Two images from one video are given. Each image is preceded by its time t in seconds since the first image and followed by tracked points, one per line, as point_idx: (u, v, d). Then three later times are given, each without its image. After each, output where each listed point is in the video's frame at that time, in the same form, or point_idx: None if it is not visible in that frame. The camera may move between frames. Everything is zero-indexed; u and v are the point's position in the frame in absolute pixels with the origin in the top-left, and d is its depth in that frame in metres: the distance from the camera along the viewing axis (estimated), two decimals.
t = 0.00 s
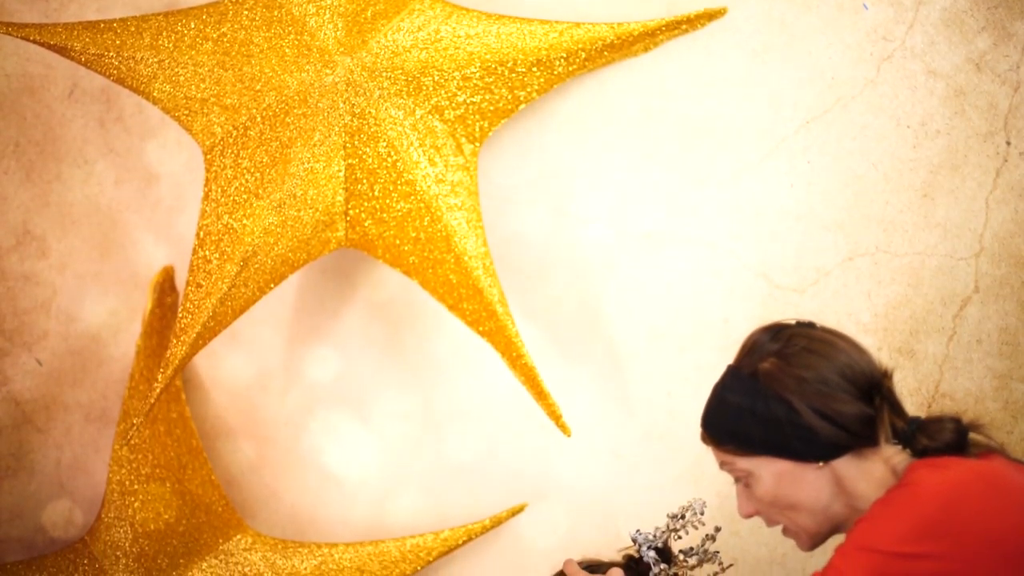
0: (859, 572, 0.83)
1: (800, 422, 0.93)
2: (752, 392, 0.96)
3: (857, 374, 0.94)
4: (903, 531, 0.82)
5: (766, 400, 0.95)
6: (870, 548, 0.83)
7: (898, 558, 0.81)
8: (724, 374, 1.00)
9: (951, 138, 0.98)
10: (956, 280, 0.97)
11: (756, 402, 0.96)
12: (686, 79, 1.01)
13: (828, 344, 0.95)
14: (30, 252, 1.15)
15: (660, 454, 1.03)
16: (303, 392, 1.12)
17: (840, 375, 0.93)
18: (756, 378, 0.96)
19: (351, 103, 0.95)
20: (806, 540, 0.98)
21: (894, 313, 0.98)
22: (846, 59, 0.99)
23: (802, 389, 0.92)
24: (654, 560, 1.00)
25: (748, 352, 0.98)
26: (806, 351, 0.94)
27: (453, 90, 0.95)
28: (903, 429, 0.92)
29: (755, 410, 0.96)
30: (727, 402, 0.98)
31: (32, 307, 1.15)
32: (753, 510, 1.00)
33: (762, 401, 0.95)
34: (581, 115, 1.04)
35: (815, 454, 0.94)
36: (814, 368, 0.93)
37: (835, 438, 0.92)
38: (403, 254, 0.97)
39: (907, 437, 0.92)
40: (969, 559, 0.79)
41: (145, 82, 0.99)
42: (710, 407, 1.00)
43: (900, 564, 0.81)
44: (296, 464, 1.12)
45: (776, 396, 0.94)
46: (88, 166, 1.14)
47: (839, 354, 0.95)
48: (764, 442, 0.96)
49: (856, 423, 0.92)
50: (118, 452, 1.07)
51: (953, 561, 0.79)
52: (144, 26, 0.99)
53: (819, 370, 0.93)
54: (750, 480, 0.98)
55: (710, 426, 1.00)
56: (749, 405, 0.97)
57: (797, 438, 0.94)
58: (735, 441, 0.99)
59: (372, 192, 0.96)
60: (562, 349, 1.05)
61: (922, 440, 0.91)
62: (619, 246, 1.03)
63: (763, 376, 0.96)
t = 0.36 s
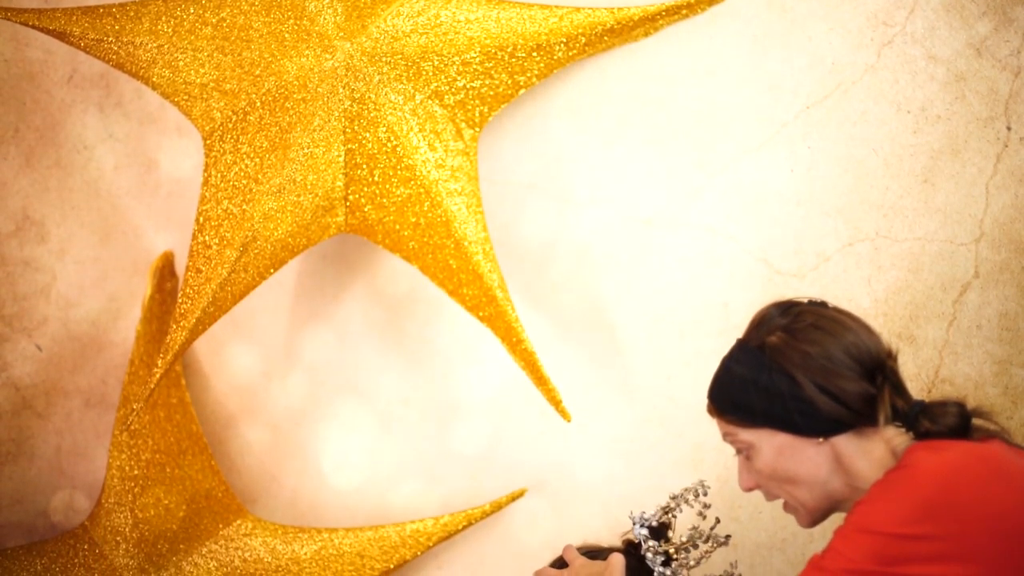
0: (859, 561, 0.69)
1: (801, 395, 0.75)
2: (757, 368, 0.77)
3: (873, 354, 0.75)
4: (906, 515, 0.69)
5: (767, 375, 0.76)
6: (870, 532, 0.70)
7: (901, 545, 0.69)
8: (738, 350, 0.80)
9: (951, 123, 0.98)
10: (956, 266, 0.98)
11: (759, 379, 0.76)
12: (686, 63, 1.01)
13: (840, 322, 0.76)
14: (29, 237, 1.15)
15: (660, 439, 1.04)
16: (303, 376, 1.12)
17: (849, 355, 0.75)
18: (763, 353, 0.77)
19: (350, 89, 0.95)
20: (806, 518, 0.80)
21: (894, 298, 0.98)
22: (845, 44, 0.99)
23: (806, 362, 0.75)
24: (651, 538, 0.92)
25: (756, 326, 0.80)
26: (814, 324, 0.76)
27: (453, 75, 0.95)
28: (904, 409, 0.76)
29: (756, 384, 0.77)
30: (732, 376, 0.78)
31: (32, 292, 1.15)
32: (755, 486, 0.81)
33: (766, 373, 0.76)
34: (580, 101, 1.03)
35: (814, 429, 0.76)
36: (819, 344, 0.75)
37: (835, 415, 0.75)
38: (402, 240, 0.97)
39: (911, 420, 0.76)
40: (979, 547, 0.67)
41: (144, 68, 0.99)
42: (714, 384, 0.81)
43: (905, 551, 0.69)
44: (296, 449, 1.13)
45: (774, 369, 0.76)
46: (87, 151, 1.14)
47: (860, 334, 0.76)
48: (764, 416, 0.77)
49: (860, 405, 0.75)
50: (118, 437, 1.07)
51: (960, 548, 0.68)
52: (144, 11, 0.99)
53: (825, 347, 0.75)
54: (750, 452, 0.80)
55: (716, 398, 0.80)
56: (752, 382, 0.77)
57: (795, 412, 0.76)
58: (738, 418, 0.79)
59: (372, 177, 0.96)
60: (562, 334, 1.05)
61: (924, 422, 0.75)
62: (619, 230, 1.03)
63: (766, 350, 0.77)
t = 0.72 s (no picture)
0: (858, 550, 0.69)
1: (800, 385, 0.75)
2: (757, 358, 0.77)
3: (873, 345, 0.75)
4: (905, 504, 0.69)
5: (767, 364, 0.77)
6: (869, 521, 0.70)
7: (901, 534, 0.69)
8: (737, 339, 0.80)
9: (952, 114, 0.98)
10: (956, 257, 0.98)
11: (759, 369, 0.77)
12: (686, 54, 1.01)
13: (839, 312, 0.76)
14: (29, 228, 1.15)
15: (659, 430, 1.04)
16: (303, 367, 1.12)
17: (848, 345, 0.75)
18: (762, 343, 0.77)
19: (350, 79, 0.95)
20: (803, 509, 0.80)
21: (894, 289, 0.99)
22: (846, 34, 0.99)
23: (805, 352, 0.75)
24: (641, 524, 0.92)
25: (756, 315, 0.80)
26: (815, 314, 0.76)
27: (453, 65, 0.95)
28: (903, 400, 0.76)
29: (755, 373, 0.77)
30: (732, 366, 0.78)
31: (32, 283, 1.15)
32: (755, 476, 0.81)
33: (765, 363, 0.77)
34: (579, 91, 1.03)
35: (813, 419, 0.76)
36: (818, 334, 0.75)
37: (834, 405, 0.75)
38: (403, 230, 0.97)
39: (909, 412, 0.76)
40: (977, 535, 0.68)
41: (144, 59, 0.99)
42: (715, 374, 0.81)
43: (904, 540, 0.69)
44: (295, 440, 1.13)
45: (773, 359, 0.76)
46: (87, 142, 1.14)
47: (860, 324, 0.75)
48: (763, 405, 0.77)
49: (859, 394, 0.75)
50: (118, 428, 1.07)
51: (958, 536, 0.68)
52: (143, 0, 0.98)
53: (825, 337, 0.75)
54: (749, 443, 0.80)
55: (716, 387, 0.80)
56: (752, 371, 0.78)
57: (794, 401, 0.76)
58: (738, 407, 0.79)
59: (372, 168, 0.96)
60: (561, 325, 1.05)
61: (922, 413, 0.75)
62: (619, 221, 1.03)
63: (766, 340, 0.77)
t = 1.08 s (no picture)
0: (856, 533, 0.69)
1: (797, 368, 0.75)
2: (756, 341, 0.77)
3: (872, 328, 0.75)
4: (901, 486, 0.70)
5: (766, 348, 0.77)
6: (865, 504, 0.70)
7: (898, 517, 0.69)
8: (737, 324, 0.80)
9: (952, 98, 0.98)
10: (956, 242, 0.98)
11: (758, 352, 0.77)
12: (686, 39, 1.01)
13: (839, 297, 0.76)
14: (29, 214, 1.15)
15: (659, 415, 1.04)
16: (303, 352, 1.12)
17: (846, 329, 0.75)
18: (761, 327, 0.78)
19: (349, 64, 0.95)
20: (803, 493, 0.81)
21: (894, 274, 0.99)
22: (845, 19, 0.98)
23: (803, 335, 0.75)
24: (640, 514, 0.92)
25: (755, 300, 0.80)
26: (813, 298, 0.76)
27: (452, 50, 0.94)
28: (902, 384, 0.76)
29: (754, 356, 0.77)
30: (731, 349, 0.79)
31: (32, 268, 1.15)
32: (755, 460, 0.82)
33: (764, 346, 0.77)
34: (579, 76, 1.03)
35: (811, 402, 0.76)
36: (817, 318, 0.75)
37: (832, 388, 0.75)
38: (402, 215, 0.97)
39: (908, 395, 0.76)
40: (972, 517, 0.68)
41: (143, 44, 0.98)
42: (716, 358, 0.82)
43: (901, 523, 0.69)
44: (296, 426, 1.13)
45: (772, 342, 0.77)
46: (86, 127, 1.14)
47: (859, 308, 0.75)
48: (762, 388, 0.77)
49: (858, 378, 0.75)
50: (118, 414, 1.07)
51: (955, 518, 0.68)
52: None
53: (823, 321, 0.75)
54: (749, 426, 0.80)
55: (717, 371, 0.81)
56: (751, 355, 0.78)
57: (793, 385, 0.76)
58: (737, 391, 0.79)
59: (371, 152, 0.96)
60: (561, 310, 1.05)
61: (921, 397, 0.75)
62: (618, 206, 1.03)
63: (765, 324, 0.78)
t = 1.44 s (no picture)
0: (855, 521, 0.70)
1: (796, 356, 0.76)
2: (755, 329, 0.78)
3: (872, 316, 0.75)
4: (899, 474, 0.70)
5: (765, 335, 0.77)
6: (864, 492, 0.70)
7: (896, 505, 0.69)
8: (738, 312, 0.81)
9: (952, 87, 0.98)
10: (956, 231, 0.98)
11: (758, 339, 0.78)
12: (686, 28, 1.01)
13: (839, 285, 0.76)
14: (29, 202, 1.15)
15: (659, 403, 1.04)
16: (304, 341, 1.12)
17: (845, 317, 0.75)
18: (761, 315, 0.78)
19: (349, 53, 0.95)
20: (803, 480, 0.81)
21: (894, 263, 0.99)
22: (845, 7, 0.98)
23: (802, 323, 0.76)
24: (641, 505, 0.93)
25: (756, 288, 0.80)
26: (813, 286, 0.76)
27: (453, 39, 0.94)
28: (901, 373, 0.76)
29: (754, 344, 0.78)
30: (732, 337, 0.79)
31: (32, 257, 1.15)
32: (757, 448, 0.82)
33: (764, 334, 0.77)
34: (579, 64, 1.03)
35: (810, 390, 0.76)
36: (816, 306, 0.76)
37: (831, 376, 0.75)
38: (402, 204, 0.97)
39: (908, 384, 0.76)
40: (971, 505, 0.68)
41: (142, 33, 0.98)
42: (718, 345, 0.82)
43: (900, 511, 0.69)
44: (296, 414, 1.13)
45: (772, 330, 0.77)
46: (86, 117, 1.14)
47: (859, 297, 0.75)
48: (762, 375, 0.78)
49: (857, 366, 0.75)
50: (118, 403, 1.07)
51: (953, 506, 0.68)
52: None
53: (823, 309, 0.75)
54: (749, 413, 0.80)
55: (718, 358, 0.81)
56: (751, 342, 0.78)
57: (792, 372, 0.76)
58: (738, 378, 0.80)
59: (371, 141, 0.96)
60: (561, 299, 1.05)
61: (920, 385, 0.75)
62: (618, 194, 1.04)
63: (765, 311, 0.78)
